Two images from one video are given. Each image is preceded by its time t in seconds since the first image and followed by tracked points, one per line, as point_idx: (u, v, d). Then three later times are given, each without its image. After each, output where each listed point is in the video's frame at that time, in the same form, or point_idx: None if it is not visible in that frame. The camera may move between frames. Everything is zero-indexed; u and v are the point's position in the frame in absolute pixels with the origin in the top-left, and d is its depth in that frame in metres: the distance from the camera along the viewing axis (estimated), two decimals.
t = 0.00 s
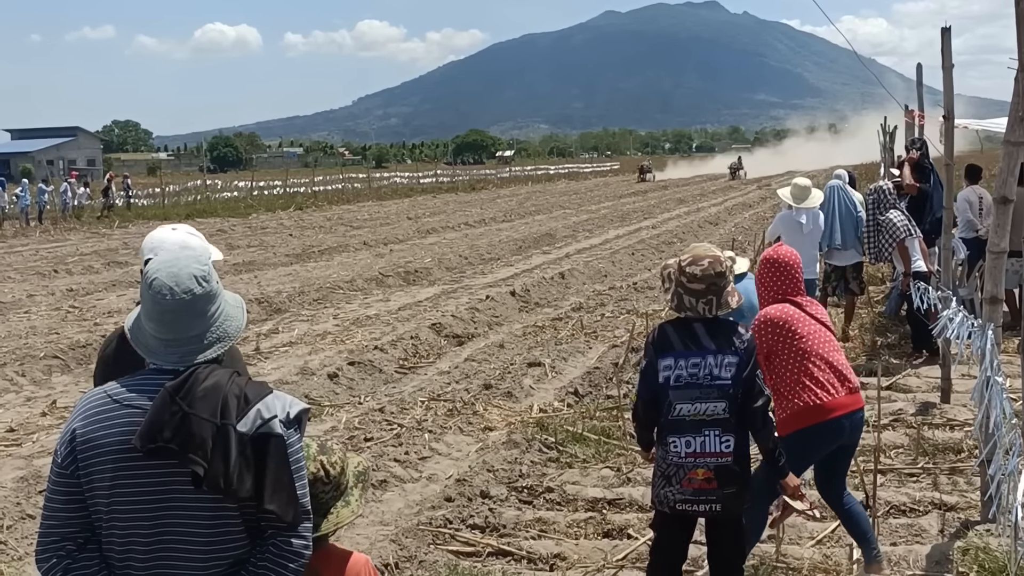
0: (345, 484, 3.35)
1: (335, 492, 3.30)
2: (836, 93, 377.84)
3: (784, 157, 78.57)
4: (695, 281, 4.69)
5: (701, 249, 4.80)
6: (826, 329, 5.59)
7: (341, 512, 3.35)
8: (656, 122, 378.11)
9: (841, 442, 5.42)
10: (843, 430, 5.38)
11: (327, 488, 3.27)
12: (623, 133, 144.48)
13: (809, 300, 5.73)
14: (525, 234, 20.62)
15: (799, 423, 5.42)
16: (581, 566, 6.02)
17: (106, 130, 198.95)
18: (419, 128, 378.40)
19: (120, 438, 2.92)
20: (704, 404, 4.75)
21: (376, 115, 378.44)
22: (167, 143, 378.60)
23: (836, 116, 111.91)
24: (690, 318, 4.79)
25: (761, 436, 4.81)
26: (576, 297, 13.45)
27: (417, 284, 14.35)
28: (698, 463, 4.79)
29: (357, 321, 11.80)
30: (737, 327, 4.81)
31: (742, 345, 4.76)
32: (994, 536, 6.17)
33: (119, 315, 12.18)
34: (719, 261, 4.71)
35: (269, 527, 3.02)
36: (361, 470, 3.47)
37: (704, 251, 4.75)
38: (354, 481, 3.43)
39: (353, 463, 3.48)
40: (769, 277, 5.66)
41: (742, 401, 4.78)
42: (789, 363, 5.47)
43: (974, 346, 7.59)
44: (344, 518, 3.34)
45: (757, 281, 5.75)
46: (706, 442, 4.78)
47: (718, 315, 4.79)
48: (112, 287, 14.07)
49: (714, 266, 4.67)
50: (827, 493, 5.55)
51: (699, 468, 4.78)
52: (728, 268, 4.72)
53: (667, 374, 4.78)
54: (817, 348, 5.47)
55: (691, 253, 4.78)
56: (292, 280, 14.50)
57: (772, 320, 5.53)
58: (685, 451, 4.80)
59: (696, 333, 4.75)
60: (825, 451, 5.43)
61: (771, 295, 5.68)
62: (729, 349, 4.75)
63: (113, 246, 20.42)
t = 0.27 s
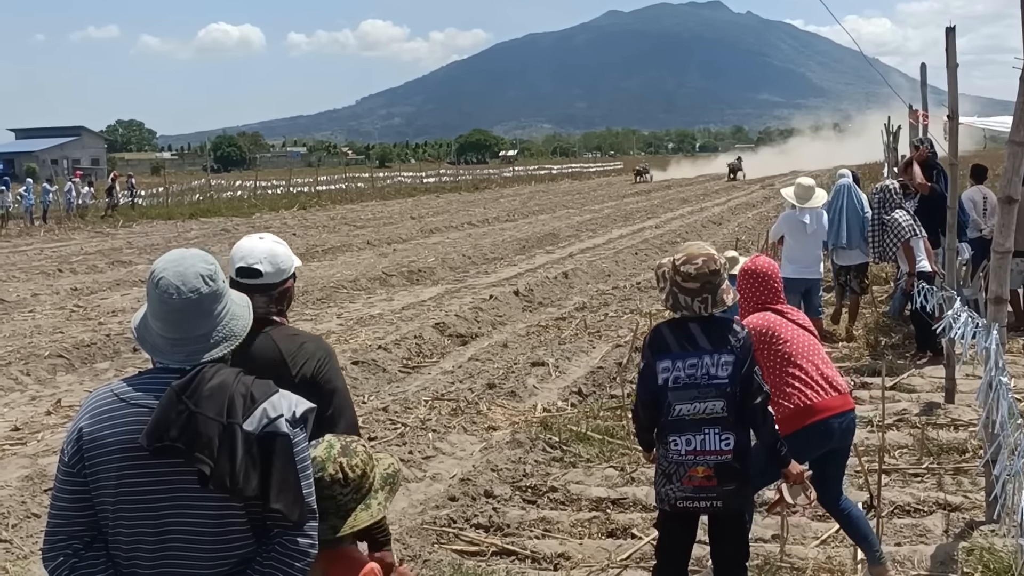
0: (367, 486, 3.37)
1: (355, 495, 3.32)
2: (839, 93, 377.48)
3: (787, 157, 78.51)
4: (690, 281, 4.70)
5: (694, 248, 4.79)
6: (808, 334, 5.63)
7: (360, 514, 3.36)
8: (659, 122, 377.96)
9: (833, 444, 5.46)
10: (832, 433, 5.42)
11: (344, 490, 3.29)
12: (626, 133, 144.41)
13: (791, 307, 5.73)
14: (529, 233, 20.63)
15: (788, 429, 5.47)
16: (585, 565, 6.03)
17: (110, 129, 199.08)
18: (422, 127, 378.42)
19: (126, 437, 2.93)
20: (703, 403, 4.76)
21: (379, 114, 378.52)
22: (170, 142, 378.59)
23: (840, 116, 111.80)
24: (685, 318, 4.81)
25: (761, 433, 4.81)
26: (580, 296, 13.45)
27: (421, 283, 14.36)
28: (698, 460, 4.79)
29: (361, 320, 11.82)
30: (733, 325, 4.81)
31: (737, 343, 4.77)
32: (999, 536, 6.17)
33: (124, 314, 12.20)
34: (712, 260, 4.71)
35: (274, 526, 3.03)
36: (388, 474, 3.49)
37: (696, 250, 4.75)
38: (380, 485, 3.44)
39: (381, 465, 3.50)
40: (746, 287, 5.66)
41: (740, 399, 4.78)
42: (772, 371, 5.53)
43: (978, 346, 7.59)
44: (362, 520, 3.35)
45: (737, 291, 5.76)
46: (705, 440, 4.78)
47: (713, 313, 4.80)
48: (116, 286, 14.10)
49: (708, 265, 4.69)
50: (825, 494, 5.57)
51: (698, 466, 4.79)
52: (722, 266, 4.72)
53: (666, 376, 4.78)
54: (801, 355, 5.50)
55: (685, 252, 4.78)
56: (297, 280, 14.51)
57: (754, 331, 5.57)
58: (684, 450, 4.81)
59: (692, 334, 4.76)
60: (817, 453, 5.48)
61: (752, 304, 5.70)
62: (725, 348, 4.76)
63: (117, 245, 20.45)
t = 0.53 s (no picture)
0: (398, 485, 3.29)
1: (382, 493, 3.24)
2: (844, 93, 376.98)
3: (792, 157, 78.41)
4: (686, 283, 4.69)
5: (688, 250, 4.79)
6: (815, 330, 5.63)
7: (386, 513, 3.29)
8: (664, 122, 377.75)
9: (839, 439, 5.46)
10: (838, 428, 5.42)
11: (373, 487, 3.21)
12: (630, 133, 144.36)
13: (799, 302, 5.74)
14: (533, 234, 20.63)
15: (794, 423, 5.47)
16: (590, 565, 6.03)
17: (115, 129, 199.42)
18: (426, 128, 378.55)
19: (135, 436, 2.93)
20: (701, 404, 4.76)
21: (383, 115, 378.65)
22: (175, 143, 378.57)
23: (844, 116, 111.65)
24: (682, 319, 4.80)
25: (761, 433, 4.80)
26: (585, 296, 13.45)
27: (426, 283, 14.37)
28: (697, 461, 4.80)
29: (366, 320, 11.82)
30: (731, 326, 4.81)
31: (735, 343, 4.77)
32: (1005, 537, 6.15)
33: (129, 314, 12.22)
34: (707, 261, 4.70)
35: (280, 525, 3.03)
36: (421, 475, 3.44)
37: (691, 252, 4.75)
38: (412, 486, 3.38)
39: (415, 465, 3.47)
40: (755, 281, 5.67)
41: (739, 400, 4.77)
42: (778, 365, 5.53)
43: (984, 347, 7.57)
44: (387, 519, 3.28)
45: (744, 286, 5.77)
46: (704, 441, 4.78)
47: (710, 314, 4.79)
48: (121, 286, 14.12)
49: (702, 266, 4.68)
50: (837, 492, 5.56)
51: (697, 467, 4.79)
52: (717, 267, 4.71)
53: (664, 378, 4.79)
54: (807, 348, 5.52)
55: (679, 254, 4.76)
56: (301, 280, 14.53)
57: (761, 325, 5.57)
58: (683, 451, 4.81)
59: (689, 335, 4.76)
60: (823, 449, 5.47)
61: (759, 298, 5.70)
62: (722, 349, 4.76)
63: (123, 245, 20.49)
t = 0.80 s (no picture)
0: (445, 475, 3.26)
1: (431, 483, 3.21)
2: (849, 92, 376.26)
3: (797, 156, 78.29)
4: (686, 283, 4.68)
5: (688, 250, 4.79)
6: (822, 324, 5.61)
7: (435, 502, 3.24)
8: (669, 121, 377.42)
9: (841, 434, 5.47)
10: (840, 424, 5.43)
11: (421, 477, 3.19)
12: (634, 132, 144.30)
13: (809, 294, 5.72)
14: (537, 233, 20.64)
15: (796, 418, 5.48)
16: (594, 565, 6.03)
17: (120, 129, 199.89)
18: (431, 127, 378.59)
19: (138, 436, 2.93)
20: (701, 405, 4.75)
21: (388, 114, 378.67)
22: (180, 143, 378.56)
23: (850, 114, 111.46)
24: (683, 320, 4.79)
25: (760, 433, 4.78)
26: (589, 295, 13.45)
27: (431, 283, 14.38)
28: (696, 462, 4.80)
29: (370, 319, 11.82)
30: (732, 327, 4.80)
31: (736, 344, 4.76)
32: (1010, 536, 6.13)
33: (134, 313, 12.25)
34: (707, 262, 4.70)
35: (282, 526, 3.05)
36: (467, 468, 3.43)
37: (691, 252, 4.75)
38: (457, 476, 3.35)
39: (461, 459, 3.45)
40: (764, 274, 5.67)
41: (739, 400, 4.76)
42: (783, 361, 5.53)
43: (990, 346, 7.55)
44: (436, 509, 3.23)
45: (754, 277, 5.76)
46: (704, 442, 4.78)
47: (712, 315, 4.79)
48: (127, 286, 14.14)
49: (702, 267, 4.67)
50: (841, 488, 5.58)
51: (697, 468, 4.79)
52: (717, 268, 4.70)
53: (665, 379, 4.78)
54: (814, 342, 5.51)
55: (679, 255, 4.76)
56: (306, 279, 14.54)
57: (767, 320, 5.55)
58: (683, 451, 4.81)
59: (690, 336, 4.76)
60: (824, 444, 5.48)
61: (767, 292, 5.69)
62: (723, 350, 4.75)
63: (128, 245, 20.54)
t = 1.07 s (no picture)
0: (482, 469, 3.36)
1: (471, 476, 3.32)
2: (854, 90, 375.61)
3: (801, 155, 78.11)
4: (689, 284, 4.68)
5: (692, 251, 4.79)
6: (828, 322, 5.61)
7: (473, 497, 3.34)
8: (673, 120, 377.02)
9: (847, 432, 5.47)
10: (845, 421, 5.43)
11: (460, 470, 3.30)
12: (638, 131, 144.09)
13: (815, 292, 5.71)
14: (541, 232, 20.63)
15: (802, 416, 5.48)
16: (598, 565, 6.03)
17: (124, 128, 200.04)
18: (435, 125, 378.48)
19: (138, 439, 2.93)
20: (703, 406, 4.75)
21: (392, 112, 378.57)
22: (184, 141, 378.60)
23: (854, 112, 111.29)
24: (686, 321, 4.79)
25: (763, 434, 4.76)
26: (593, 295, 13.43)
27: (434, 282, 14.37)
28: (699, 463, 4.79)
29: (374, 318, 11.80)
30: (734, 327, 4.78)
31: (739, 344, 4.74)
32: (1015, 537, 6.12)
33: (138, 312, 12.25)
34: (711, 262, 4.70)
35: (284, 523, 3.04)
36: (504, 462, 3.48)
37: (695, 253, 4.75)
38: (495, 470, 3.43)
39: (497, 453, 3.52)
40: (770, 272, 5.66)
41: (742, 401, 4.73)
42: (788, 358, 5.52)
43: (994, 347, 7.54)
44: (476, 502, 3.33)
45: (761, 274, 5.75)
46: (707, 443, 4.77)
47: (716, 315, 4.77)
48: (131, 285, 14.14)
49: (706, 268, 4.67)
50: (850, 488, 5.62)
51: (699, 469, 4.79)
52: (721, 268, 4.70)
53: (667, 379, 4.80)
54: (820, 340, 5.51)
55: (682, 255, 4.76)
56: (309, 279, 14.54)
57: (772, 318, 5.55)
58: (685, 452, 4.81)
59: (693, 337, 4.75)
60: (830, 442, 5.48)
61: (773, 289, 5.69)
62: (726, 350, 4.74)
63: (132, 244, 20.56)
